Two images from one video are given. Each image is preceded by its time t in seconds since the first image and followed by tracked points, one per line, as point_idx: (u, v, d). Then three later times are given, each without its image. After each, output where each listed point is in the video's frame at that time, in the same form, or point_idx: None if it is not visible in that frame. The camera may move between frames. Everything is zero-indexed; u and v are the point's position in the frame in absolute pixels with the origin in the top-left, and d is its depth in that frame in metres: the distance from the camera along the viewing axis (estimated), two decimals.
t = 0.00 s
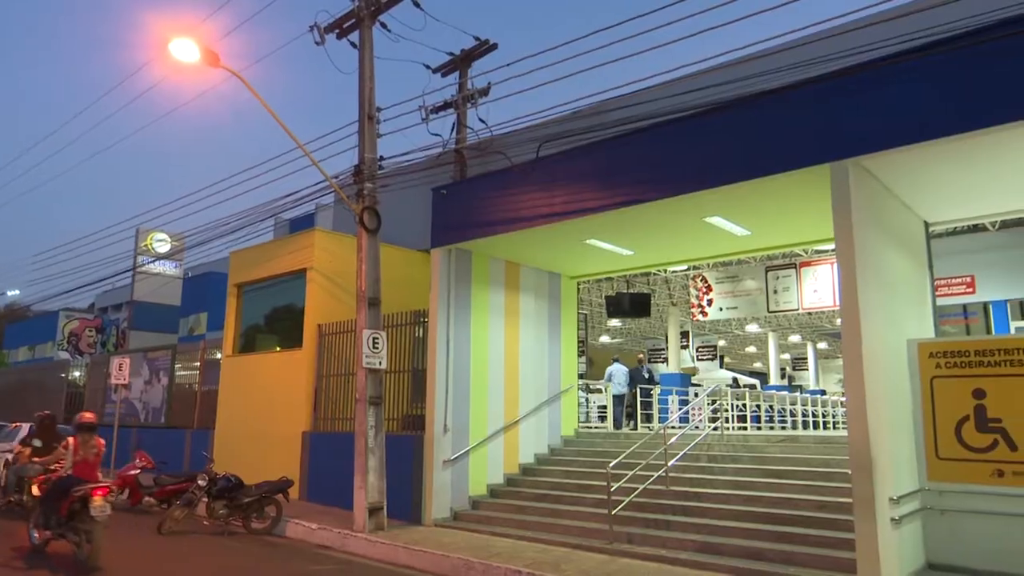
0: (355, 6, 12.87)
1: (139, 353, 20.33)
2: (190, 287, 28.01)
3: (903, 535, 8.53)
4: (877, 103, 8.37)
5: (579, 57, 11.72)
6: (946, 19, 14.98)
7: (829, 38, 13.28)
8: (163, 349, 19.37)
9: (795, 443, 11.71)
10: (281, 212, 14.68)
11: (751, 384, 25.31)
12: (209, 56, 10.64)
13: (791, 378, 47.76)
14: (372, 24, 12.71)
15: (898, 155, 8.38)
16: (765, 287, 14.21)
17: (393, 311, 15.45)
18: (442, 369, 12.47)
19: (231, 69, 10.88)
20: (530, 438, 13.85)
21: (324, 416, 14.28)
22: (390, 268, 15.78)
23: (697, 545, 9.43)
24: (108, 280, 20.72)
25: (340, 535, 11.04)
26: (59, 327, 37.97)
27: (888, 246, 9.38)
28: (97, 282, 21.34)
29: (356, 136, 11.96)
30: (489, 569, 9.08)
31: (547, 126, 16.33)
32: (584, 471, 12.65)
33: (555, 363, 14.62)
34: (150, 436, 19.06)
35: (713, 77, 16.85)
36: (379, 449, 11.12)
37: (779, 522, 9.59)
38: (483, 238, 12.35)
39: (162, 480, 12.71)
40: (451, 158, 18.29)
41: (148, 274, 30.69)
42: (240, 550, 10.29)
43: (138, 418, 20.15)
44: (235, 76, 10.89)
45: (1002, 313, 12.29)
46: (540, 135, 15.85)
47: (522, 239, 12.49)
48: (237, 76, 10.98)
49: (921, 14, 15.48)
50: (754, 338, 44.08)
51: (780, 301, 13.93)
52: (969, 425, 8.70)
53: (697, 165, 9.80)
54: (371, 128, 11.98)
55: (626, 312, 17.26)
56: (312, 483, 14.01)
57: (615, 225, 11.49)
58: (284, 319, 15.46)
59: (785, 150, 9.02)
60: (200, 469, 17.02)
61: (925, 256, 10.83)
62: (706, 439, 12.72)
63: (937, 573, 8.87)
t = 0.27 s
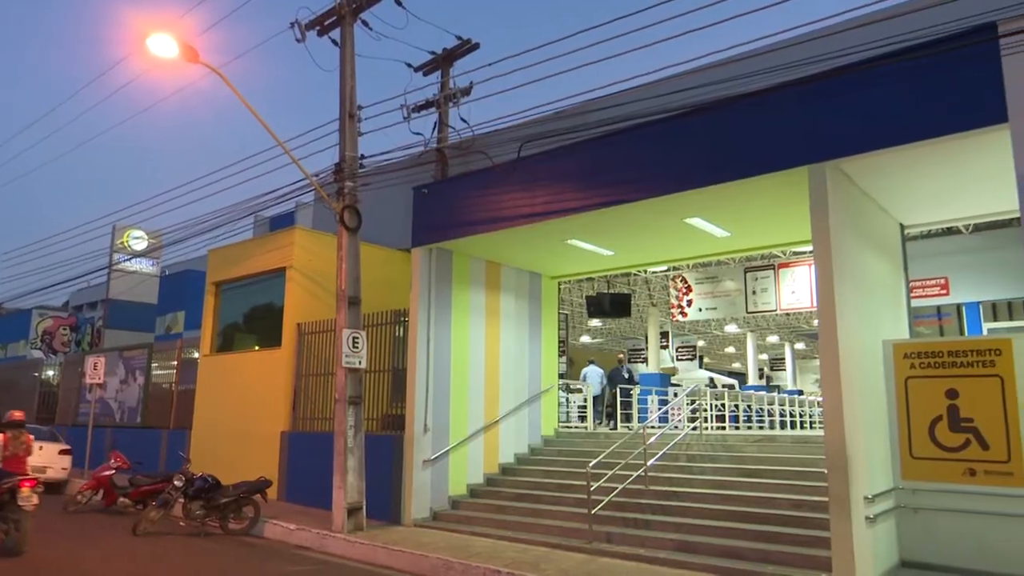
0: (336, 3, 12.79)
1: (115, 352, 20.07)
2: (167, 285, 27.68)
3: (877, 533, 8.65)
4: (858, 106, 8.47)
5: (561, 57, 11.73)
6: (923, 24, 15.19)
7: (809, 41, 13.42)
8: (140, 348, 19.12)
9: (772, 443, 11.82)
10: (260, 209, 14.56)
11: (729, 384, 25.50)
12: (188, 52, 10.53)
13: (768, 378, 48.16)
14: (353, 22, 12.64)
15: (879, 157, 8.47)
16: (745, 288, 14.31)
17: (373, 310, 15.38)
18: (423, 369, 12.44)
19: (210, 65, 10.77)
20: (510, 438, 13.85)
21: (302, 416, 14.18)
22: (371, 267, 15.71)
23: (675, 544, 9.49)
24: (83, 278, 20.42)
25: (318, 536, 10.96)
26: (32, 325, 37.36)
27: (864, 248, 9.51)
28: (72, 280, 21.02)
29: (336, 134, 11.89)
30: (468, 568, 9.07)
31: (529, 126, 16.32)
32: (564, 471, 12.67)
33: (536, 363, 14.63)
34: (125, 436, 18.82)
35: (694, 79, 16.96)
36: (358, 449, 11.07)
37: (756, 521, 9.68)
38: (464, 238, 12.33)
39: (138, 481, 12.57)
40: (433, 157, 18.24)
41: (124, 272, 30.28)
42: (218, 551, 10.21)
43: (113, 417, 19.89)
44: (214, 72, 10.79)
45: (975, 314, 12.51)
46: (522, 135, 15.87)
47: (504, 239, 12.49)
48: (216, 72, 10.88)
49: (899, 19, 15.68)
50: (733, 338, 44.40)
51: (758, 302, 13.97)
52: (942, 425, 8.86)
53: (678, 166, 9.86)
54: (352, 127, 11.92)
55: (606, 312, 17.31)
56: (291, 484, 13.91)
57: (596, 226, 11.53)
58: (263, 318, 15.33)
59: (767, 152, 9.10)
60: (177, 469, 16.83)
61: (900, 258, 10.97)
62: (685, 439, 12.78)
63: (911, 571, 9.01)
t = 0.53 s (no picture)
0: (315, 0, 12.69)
1: (88, 350, 19.77)
2: (141, 283, 27.33)
3: (850, 532, 8.78)
4: (835, 110, 8.57)
5: (542, 57, 11.75)
6: (899, 29, 15.41)
7: (786, 45, 13.57)
8: (113, 347, 18.85)
9: (747, 442, 11.94)
10: (237, 207, 14.41)
11: (706, 383, 25.74)
12: (164, 47, 10.39)
13: (745, 378, 48.62)
14: (332, 19, 12.55)
15: (857, 160, 8.56)
16: (722, 289, 14.41)
17: (351, 309, 15.30)
18: (401, 369, 12.40)
19: (186, 61, 10.64)
20: (488, 437, 13.84)
21: (279, 416, 14.07)
22: (348, 266, 15.62)
23: (651, 543, 9.56)
24: (55, 275, 20.11)
25: (294, 537, 10.88)
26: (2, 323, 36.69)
27: (839, 251, 9.64)
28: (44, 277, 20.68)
29: (315, 132, 11.80)
30: (446, 569, 9.05)
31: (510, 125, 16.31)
32: (542, 471, 12.69)
33: (514, 363, 14.64)
34: (98, 436, 18.55)
35: (673, 80, 17.08)
36: (336, 449, 11.00)
37: (732, 519, 9.78)
38: (443, 237, 12.29)
39: (110, 481, 12.38)
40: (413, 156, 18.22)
41: (97, 270, 29.87)
42: (192, 552, 10.10)
43: (86, 417, 19.59)
44: (190, 68, 10.66)
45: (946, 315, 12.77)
46: (502, 135, 15.88)
47: (483, 239, 12.49)
48: (193, 68, 10.75)
49: (875, 24, 15.90)
50: (710, 338, 44.73)
51: (735, 303, 14.17)
52: (913, 424, 9.01)
53: (657, 167, 9.92)
54: (331, 125, 11.84)
55: (585, 313, 17.37)
56: (267, 484, 13.79)
57: (576, 226, 11.56)
58: (240, 316, 15.18)
59: (745, 154, 9.19)
60: (151, 469, 16.62)
61: (874, 261, 11.12)
62: (662, 439, 12.85)
63: (883, 568, 9.15)
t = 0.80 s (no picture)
0: None
1: (59, 349, 19.44)
2: (114, 281, 26.93)
3: (824, 530, 8.90)
4: (812, 113, 8.67)
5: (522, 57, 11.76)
6: (874, 34, 15.63)
7: (764, 48, 13.71)
8: (85, 345, 18.55)
9: (724, 442, 12.04)
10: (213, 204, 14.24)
11: (683, 383, 25.94)
12: (139, 41, 10.24)
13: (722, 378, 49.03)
14: (311, 16, 12.45)
15: (835, 162, 8.66)
16: (699, 290, 14.58)
17: (329, 308, 15.20)
18: (379, 368, 12.34)
19: (161, 56, 10.49)
20: (466, 437, 13.82)
21: (255, 415, 13.93)
22: (326, 265, 15.51)
23: (628, 542, 9.61)
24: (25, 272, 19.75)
25: (270, 537, 10.78)
26: None
27: (814, 252, 9.76)
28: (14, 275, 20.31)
29: (293, 129, 11.70)
30: (423, 568, 9.03)
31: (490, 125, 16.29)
32: (519, 471, 12.70)
33: (493, 362, 14.62)
34: (69, 436, 18.25)
35: (653, 82, 17.19)
36: (313, 448, 10.91)
37: (708, 518, 9.86)
38: (423, 236, 12.25)
39: (82, 482, 12.18)
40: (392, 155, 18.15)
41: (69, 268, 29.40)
42: (166, 554, 9.97)
43: (56, 417, 19.27)
44: (166, 63, 10.52)
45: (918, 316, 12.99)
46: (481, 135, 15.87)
47: (462, 239, 12.47)
48: (169, 63, 10.60)
49: (851, 29, 16.12)
50: (687, 339, 45.04)
51: (712, 303, 14.31)
52: (886, 424, 9.14)
53: (637, 168, 9.97)
54: (309, 122, 11.73)
55: (565, 313, 17.40)
56: (242, 485, 13.66)
57: (556, 226, 11.59)
58: (215, 315, 15.01)
59: (723, 156, 9.26)
60: (123, 470, 16.38)
61: (849, 263, 11.26)
62: (640, 439, 12.93)
63: (856, 565, 9.28)
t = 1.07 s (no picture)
0: None
1: (27, 348, 19.07)
2: (85, 279, 26.46)
3: (796, 528, 9.01)
4: (786, 116, 8.78)
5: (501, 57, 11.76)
6: (847, 39, 15.85)
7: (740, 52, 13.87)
8: (54, 344, 18.22)
9: (699, 441, 12.14)
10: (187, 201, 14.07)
11: (659, 384, 26.13)
12: (112, 35, 10.09)
13: (697, 378, 49.48)
14: (289, 12, 12.35)
15: (810, 165, 8.76)
16: (675, 290, 14.64)
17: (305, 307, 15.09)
18: (355, 368, 12.27)
19: (135, 50, 10.35)
20: (443, 437, 13.79)
21: (229, 415, 13.78)
22: (302, 263, 15.39)
23: (603, 542, 9.65)
24: None
25: (244, 538, 10.68)
26: None
27: (789, 254, 9.88)
28: None
29: (270, 126, 11.59)
30: (398, 568, 8.99)
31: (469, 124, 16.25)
32: (495, 471, 12.70)
33: (470, 362, 14.60)
34: (38, 436, 17.91)
35: (630, 84, 17.29)
36: (288, 449, 10.81)
37: (683, 517, 9.94)
38: (401, 235, 12.19)
39: (50, 483, 11.96)
40: (370, 153, 18.07)
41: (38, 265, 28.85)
42: (136, 555, 9.83)
43: (25, 417, 18.90)
44: (140, 58, 10.37)
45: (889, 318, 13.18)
46: (459, 134, 15.86)
47: (440, 238, 12.44)
48: (143, 57, 10.45)
49: (825, 35, 16.35)
50: (664, 339, 45.35)
51: (688, 304, 14.41)
52: (858, 424, 9.27)
53: (614, 169, 10.03)
54: (285, 119, 11.63)
55: (542, 313, 17.41)
56: (216, 485, 13.51)
57: (534, 226, 11.60)
58: (189, 314, 14.82)
59: (699, 159, 9.35)
60: (93, 470, 16.11)
61: (822, 265, 11.41)
62: (616, 438, 13.00)
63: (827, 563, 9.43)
